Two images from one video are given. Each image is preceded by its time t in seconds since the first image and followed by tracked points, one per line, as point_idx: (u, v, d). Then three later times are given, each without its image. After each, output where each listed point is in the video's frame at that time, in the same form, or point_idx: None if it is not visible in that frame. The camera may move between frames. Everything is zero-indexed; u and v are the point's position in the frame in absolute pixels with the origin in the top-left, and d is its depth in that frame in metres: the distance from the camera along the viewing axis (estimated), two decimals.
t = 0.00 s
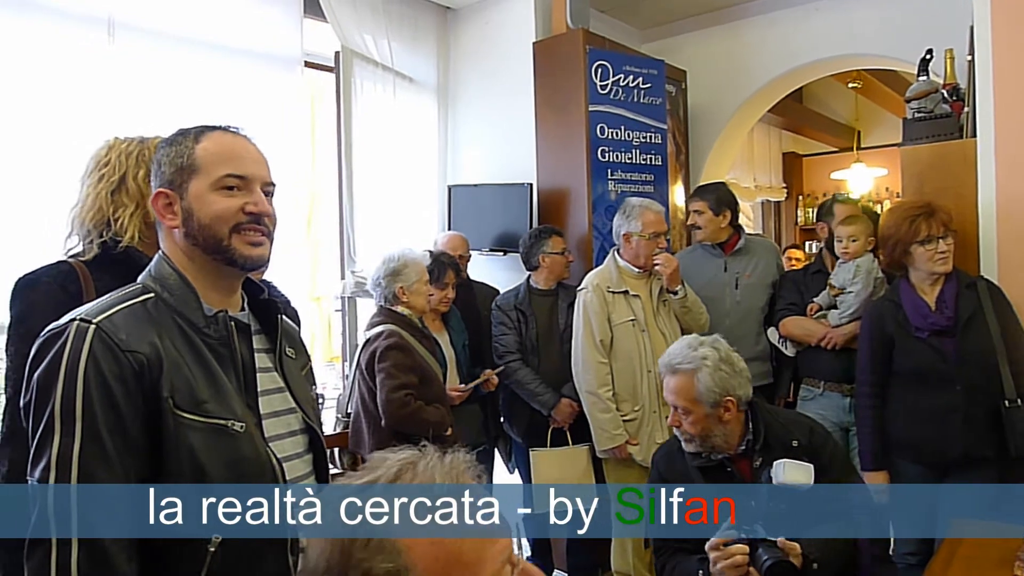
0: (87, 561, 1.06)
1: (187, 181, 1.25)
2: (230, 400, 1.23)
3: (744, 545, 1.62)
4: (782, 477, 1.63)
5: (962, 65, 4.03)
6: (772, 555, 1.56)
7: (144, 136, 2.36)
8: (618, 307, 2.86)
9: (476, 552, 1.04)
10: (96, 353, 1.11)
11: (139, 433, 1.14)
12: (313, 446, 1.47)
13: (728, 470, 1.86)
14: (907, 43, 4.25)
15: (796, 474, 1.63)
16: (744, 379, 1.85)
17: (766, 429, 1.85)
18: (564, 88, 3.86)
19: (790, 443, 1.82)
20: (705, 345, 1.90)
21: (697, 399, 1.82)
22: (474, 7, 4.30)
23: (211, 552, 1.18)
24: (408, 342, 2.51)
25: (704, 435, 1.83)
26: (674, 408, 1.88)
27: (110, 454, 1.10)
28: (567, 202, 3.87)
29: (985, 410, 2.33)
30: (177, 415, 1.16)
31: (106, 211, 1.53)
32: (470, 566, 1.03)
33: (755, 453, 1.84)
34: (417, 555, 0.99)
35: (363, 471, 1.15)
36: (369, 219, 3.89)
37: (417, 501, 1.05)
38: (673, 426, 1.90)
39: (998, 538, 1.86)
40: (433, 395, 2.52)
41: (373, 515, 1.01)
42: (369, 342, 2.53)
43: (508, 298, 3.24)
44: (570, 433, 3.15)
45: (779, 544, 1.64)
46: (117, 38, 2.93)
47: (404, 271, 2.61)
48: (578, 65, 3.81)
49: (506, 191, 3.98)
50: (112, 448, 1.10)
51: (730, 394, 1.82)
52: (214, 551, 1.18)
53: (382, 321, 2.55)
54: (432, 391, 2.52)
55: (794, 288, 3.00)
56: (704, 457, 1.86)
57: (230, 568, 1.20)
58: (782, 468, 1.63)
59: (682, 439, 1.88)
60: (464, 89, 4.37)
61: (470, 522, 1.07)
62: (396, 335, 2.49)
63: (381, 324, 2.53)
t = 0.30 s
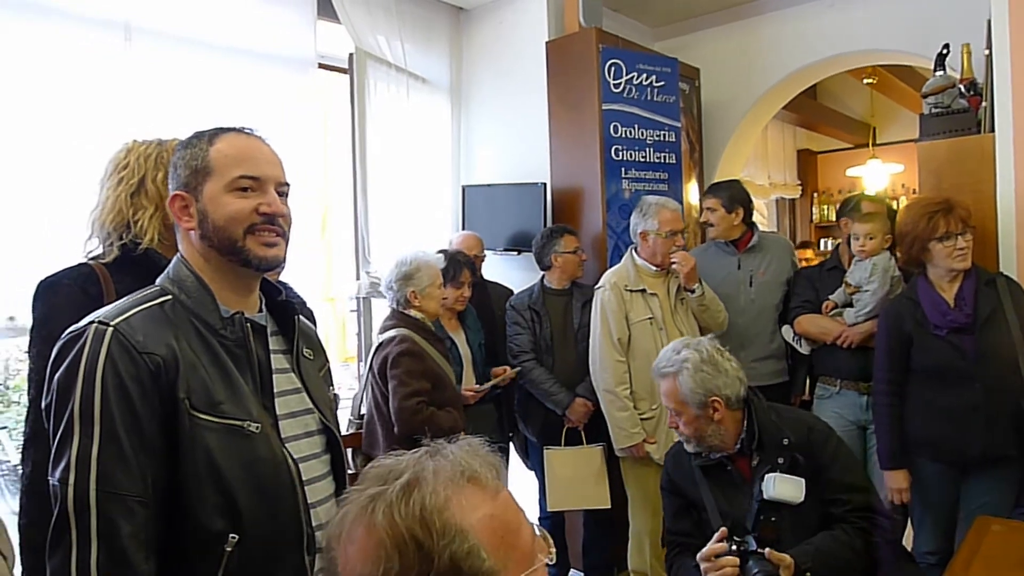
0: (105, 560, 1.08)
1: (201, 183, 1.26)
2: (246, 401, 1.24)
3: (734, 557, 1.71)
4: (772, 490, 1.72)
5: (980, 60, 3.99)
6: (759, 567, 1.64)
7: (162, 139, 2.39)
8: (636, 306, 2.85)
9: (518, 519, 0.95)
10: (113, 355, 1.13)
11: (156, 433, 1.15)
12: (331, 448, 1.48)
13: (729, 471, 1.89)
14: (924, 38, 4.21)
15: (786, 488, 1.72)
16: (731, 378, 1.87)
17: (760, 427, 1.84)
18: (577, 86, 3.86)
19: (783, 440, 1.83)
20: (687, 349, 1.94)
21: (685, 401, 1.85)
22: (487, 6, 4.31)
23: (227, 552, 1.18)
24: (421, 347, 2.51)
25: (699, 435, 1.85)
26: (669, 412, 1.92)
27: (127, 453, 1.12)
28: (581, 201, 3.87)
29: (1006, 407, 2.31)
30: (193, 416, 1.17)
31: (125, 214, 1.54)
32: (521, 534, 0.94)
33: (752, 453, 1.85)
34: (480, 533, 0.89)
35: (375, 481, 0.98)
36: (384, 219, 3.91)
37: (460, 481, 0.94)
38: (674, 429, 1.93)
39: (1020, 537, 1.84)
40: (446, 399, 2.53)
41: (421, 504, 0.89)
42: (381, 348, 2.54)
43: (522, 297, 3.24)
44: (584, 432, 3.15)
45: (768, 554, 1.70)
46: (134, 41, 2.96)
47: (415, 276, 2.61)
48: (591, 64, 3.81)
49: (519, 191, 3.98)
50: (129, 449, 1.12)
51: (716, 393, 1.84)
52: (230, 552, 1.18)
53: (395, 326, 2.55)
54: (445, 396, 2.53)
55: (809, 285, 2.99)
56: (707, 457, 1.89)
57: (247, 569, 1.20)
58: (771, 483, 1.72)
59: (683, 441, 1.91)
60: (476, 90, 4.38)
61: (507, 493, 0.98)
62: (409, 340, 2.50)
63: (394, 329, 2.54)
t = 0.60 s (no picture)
0: (124, 558, 1.09)
1: (222, 184, 1.27)
2: (262, 401, 1.25)
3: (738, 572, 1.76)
4: (787, 515, 1.77)
5: (998, 58, 3.95)
6: None
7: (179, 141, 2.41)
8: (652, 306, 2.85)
9: (534, 516, 0.96)
10: (133, 355, 1.14)
11: (175, 433, 1.16)
12: (347, 449, 1.49)
13: (744, 469, 1.89)
14: (940, 37, 4.17)
15: (799, 514, 1.76)
16: (744, 379, 1.85)
17: (774, 428, 1.83)
18: (590, 87, 3.86)
19: (794, 443, 1.81)
20: (700, 349, 1.93)
21: (699, 401, 1.86)
22: (500, 7, 4.31)
23: (244, 552, 1.19)
24: (429, 350, 2.52)
25: (713, 435, 1.86)
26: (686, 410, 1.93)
27: (147, 453, 1.13)
28: (594, 201, 3.87)
29: None
30: (211, 416, 1.18)
31: (144, 215, 1.55)
32: (538, 531, 0.94)
33: (766, 453, 1.85)
34: (498, 529, 0.89)
35: (393, 481, 0.98)
36: (398, 219, 3.93)
37: (476, 479, 0.94)
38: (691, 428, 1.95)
39: None
40: (456, 402, 2.53)
41: (439, 501, 0.89)
42: (389, 351, 2.55)
43: (535, 298, 3.24)
44: (597, 433, 3.15)
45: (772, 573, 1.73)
46: (151, 45, 2.98)
47: (420, 278, 2.64)
48: (604, 64, 3.80)
49: (533, 191, 3.98)
50: (148, 448, 1.13)
51: (728, 394, 1.83)
52: (247, 552, 1.19)
53: (403, 329, 2.56)
54: (455, 398, 2.53)
55: (823, 286, 2.98)
56: (723, 456, 1.89)
57: (263, 568, 1.21)
58: (787, 506, 1.76)
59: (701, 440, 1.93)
60: (490, 91, 4.39)
61: (524, 491, 0.99)
62: (416, 344, 2.51)
63: (402, 333, 2.55)
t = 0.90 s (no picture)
0: (149, 559, 1.10)
1: (242, 186, 1.28)
2: (282, 403, 1.25)
3: None
4: (805, 521, 1.78)
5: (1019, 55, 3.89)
6: None
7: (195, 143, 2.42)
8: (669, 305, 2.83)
9: (557, 519, 0.95)
10: (155, 358, 1.14)
11: (197, 434, 1.17)
12: (363, 450, 1.49)
13: (769, 467, 1.87)
14: (960, 34, 4.12)
15: (817, 520, 1.77)
16: (782, 378, 1.84)
17: (802, 426, 1.82)
18: (605, 86, 3.85)
19: (819, 442, 1.79)
20: (746, 341, 1.92)
21: (734, 392, 1.86)
22: (514, 7, 4.31)
23: (266, 552, 1.19)
24: (441, 351, 2.52)
25: (739, 427, 1.87)
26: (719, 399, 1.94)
27: (169, 454, 1.13)
28: (609, 201, 3.86)
29: None
30: (232, 417, 1.18)
31: (162, 216, 1.56)
32: (561, 535, 0.93)
33: (792, 451, 1.83)
34: (518, 531, 0.89)
35: (414, 479, 0.98)
36: (413, 220, 3.94)
37: (497, 480, 0.94)
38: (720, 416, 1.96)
39: None
40: (469, 402, 2.52)
41: (458, 502, 0.89)
42: (402, 352, 2.55)
43: (551, 299, 3.23)
44: (613, 433, 3.14)
45: None
46: (166, 48, 3.00)
47: (422, 279, 2.63)
48: (619, 64, 3.79)
49: (548, 192, 3.98)
50: (171, 449, 1.13)
51: (763, 391, 1.83)
52: (269, 552, 1.19)
53: (415, 330, 2.56)
54: (467, 398, 2.52)
55: (842, 285, 2.95)
56: (751, 451, 1.88)
57: (285, 569, 1.21)
58: (806, 513, 1.77)
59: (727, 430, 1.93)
60: (504, 91, 4.38)
61: (548, 494, 0.98)
62: (429, 345, 2.50)
63: (414, 334, 2.55)
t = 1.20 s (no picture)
0: (172, 560, 1.10)
1: (259, 187, 1.28)
2: (300, 404, 1.26)
3: None
4: (829, 533, 1.77)
5: None
6: None
7: (209, 144, 2.44)
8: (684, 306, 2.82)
9: (561, 541, 0.92)
10: (175, 359, 1.15)
11: (217, 435, 1.17)
12: (376, 448, 1.49)
13: (790, 469, 1.87)
14: (976, 32, 4.08)
15: (843, 532, 1.76)
16: (811, 379, 1.83)
17: (826, 428, 1.81)
18: (617, 87, 3.85)
19: (845, 449, 1.78)
20: (777, 338, 1.91)
21: (759, 388, 1.86)
22: (526, 8, 4.31)
23: (286, 552, 1.20)
24: (449, 352, 2.51)
25: (761, 423, 1.87)
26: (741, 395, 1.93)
27: (191, 455, 1.14)
28: (622, 202, 3.85)
29: None
30: (251, 417, 1.19)
31: (176, 217, 1.57)
32: (560, 558, 0.90)
33: (815, 454, 1.83)
34: (504, 547, 0.88)
35: (434, 469, 1.01)
36: (425, 220, 3.95)
37: (500, 492, 0.93)
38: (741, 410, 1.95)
39: None
40: (480, 402, 2.52)
41: (449, 506, 0.91)
42: (410, 355, 2.55)
43: (564, 299, 3.23)
44: (625, 434, 3.14)
45: None
46: (181, 50, 3.03)
47: (429, 281, 2.64)
48: (632, 64, 3.78)
49: (560, 192, 3.97)
50: (192, 450, 1.14)
51: (790, 390, 1.83)
52: (289, 552, 1.20)
53: (424, 332, 2.56)
54: (478, 399, 2.52)
55: (857, 286, 2.94)
56: (773, 451, 1.89)
57: (305, 570, 1.22)
58: (831, 525, 1.76)
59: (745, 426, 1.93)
60: (517, 92, 4.39)
61: (562, 513, 0.95)
62: (437, 346, 2.50)
63: (423, 335, 2.55)
